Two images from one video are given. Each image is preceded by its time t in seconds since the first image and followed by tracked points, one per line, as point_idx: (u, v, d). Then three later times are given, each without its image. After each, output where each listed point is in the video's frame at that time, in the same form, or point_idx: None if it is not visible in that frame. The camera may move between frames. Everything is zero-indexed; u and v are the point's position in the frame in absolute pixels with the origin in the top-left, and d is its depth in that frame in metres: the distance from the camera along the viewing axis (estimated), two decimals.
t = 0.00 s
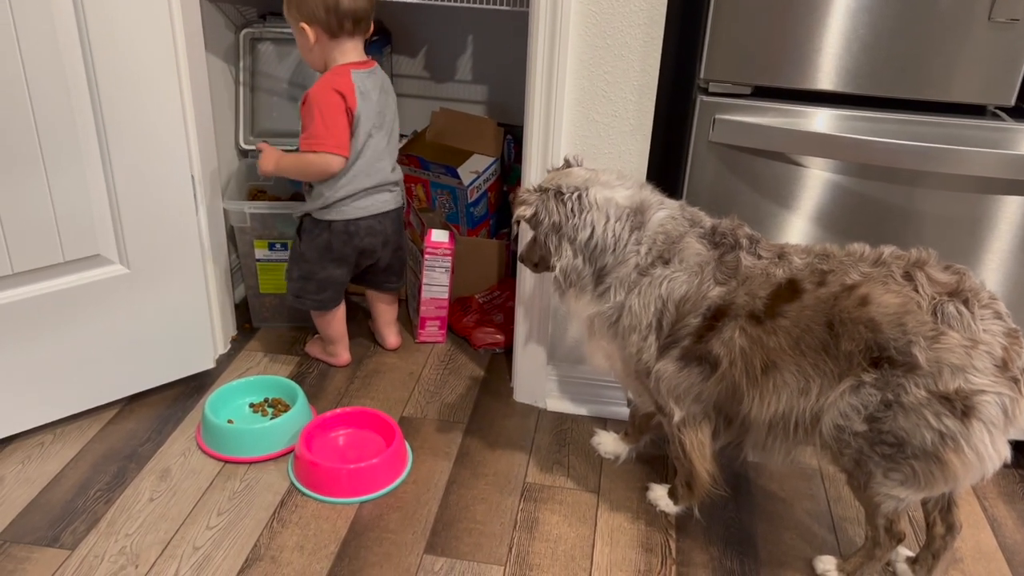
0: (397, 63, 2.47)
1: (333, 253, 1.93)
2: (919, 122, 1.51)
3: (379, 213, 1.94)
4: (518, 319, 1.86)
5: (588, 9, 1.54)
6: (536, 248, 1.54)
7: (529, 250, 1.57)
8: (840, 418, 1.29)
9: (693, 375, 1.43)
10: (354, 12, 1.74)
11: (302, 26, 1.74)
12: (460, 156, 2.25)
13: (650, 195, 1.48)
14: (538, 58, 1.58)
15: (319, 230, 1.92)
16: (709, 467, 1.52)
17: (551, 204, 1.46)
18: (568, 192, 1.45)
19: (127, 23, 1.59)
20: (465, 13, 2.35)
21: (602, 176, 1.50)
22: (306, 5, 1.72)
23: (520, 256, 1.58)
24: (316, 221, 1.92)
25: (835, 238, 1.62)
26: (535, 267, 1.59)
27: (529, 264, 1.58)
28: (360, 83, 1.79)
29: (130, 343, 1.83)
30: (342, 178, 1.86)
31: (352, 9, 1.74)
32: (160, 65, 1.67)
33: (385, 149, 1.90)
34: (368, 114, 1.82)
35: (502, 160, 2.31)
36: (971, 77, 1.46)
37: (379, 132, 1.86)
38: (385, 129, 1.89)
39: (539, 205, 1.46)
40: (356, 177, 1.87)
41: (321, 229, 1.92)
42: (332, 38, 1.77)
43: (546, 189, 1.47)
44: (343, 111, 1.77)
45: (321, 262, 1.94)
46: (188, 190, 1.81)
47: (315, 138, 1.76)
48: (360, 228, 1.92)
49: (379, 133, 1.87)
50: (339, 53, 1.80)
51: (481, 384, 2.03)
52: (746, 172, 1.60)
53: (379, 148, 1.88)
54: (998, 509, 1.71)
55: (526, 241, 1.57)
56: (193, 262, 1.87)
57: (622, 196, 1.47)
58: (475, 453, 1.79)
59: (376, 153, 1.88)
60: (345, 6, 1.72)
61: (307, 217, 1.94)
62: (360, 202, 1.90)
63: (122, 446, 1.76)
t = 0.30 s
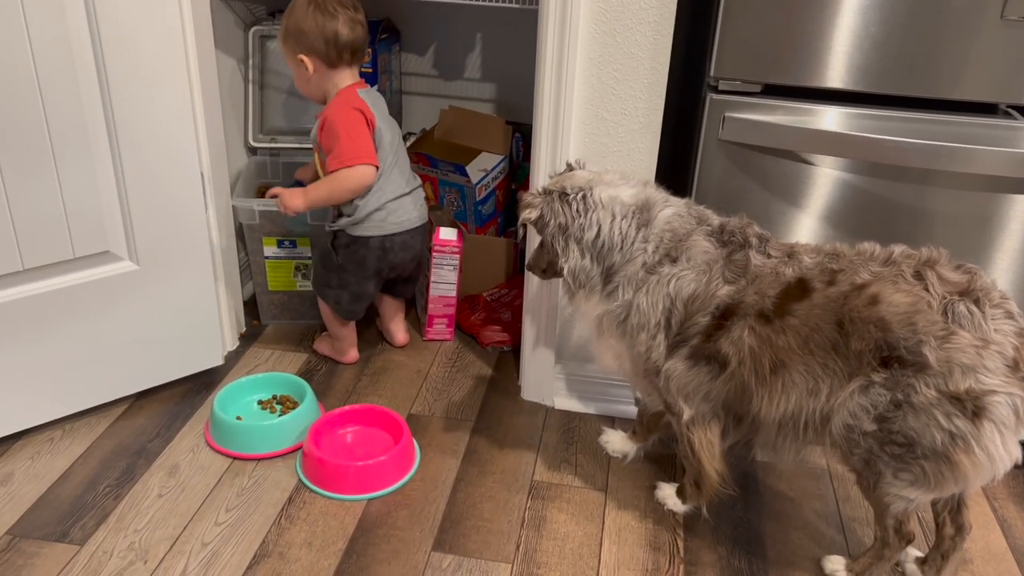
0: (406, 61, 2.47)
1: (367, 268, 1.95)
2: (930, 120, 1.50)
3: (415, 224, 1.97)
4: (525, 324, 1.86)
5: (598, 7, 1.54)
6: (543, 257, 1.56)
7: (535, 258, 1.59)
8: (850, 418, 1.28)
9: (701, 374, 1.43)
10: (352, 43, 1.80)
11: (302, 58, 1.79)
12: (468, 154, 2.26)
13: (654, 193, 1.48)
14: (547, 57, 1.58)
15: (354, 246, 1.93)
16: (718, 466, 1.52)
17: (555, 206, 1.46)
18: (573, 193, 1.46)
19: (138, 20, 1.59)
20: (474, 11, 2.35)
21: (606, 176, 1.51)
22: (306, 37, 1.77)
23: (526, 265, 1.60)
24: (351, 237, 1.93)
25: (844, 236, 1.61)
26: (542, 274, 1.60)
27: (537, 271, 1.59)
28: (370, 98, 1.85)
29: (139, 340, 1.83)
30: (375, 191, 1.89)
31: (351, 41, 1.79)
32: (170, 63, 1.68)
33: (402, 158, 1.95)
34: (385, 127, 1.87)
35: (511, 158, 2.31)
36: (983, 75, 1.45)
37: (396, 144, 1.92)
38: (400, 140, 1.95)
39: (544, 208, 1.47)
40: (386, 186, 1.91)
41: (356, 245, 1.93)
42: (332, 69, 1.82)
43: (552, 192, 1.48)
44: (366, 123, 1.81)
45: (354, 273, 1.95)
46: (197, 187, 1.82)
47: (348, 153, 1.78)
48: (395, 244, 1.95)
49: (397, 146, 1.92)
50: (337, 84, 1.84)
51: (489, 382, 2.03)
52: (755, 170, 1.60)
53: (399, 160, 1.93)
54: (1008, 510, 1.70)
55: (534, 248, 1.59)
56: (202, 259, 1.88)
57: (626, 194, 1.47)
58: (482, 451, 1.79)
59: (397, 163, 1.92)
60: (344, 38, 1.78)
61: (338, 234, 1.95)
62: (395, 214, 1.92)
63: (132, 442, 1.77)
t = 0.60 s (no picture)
0: (414, 59, 2.48)
1: (382, 271, 1.96)
2: (939, 119, 1.50)
3: (433, 226, 1.96)
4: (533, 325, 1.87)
5: (607, 4, 1.54)
6: (546, 251, 1.55)
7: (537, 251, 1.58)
8: (857, 417, 1.28)
9: (710, 372, 1.43)
10: (354, 58, 1.81)
11: (305, 75, 1.81)
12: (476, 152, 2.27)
13: (663, 192, 1.48)
14: (556, 55, 1.59)
15: (372, 249, 1.93)
16: (726, 464, 1.52)
17: (567, 205, 1.45)
18: (584, 192, 1.45)
19: (149, 18, 1.60)
20: (482, 9, 2.36)
21: (617, 176, 1.51)
22: (307, 55, 1.78)
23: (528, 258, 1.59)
24: (369, 241, 1.93)
25: (852, 235, 1.61)
26: (544, 270, 1.59)
27: (539, 266, 1.58)
28: (374, 104, 1.85)
29: (148, 337, 1.84)
30: (391, 195, 1.89)
31: (352, 56, 1.80)
32: (180, 60, 1.68)
33: (412, 159, 1.94)
34: (393, 131, 1.88)
35: (518, 157, 2.32)
36: (992, 73, 1.45)
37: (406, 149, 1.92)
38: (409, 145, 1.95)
39: (556, 205, 1.46)
40: (400, 189, 1.90)
41: (374, 248, 1.93)
42: (335, 84, 1.83)
43: (562, 189, 1.47)
44: (370, 125, 1.80)
45: (369, 274, 1.96)
46: (206, 184, 1.82)
47: (356, 156, 1.77)
48: (413, 248, 1.95)
49: (407, 150, 1.92)
50: (340, 98, 1.86)
51: (496, 379, 2.03)
52: (763, 168, 1.60)
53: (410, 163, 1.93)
54: (1016, 510, 1.70)
55: (536, 244, 1.58)
56: (212, 256, 1.88)
57: (636, 194, 1.47)
58: (490, 448, 1.79)
59: (409, 167, 1.92)
60: (345, 53, 1.79)
61: (355, 238, 1.95)
62: (412, 217, 1.92)
63: (141, 437, 1.78)
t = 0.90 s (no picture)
0: (421, 56, 2.48)
1: (398, 265, 1.97)
2: (948, 114, 1.49)
3: (447, 219, 1.98)
4: (540, 322, 1.88)
5: None
6: (552, 245, 1.53)
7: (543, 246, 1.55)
8: (865, 411, 1.28)
9: (717, 367, 1.43)
10: (369, 49, 1.81)
11: (320, 65, 1.81)
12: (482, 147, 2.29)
13: (671, 188, 1.48)
14: (565, 51, 1.59)
15: (387, 243, 1.94)
16: (734, 459, 1.52)
17: (575, 201, 1.46)
18: (593, 188, 1.46)
19: (158, 14, 1.60)
20: (489, 6, 2.36)
21: (625, 172, 1.50)
22: (324, 46, 1.78)
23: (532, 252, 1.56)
24: (383, 235, 1.94)
25: (860, 231, 1.61)
26: (549, 265, 1.57)
27: (545, 260, 1.55)
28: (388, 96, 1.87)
29: (156, 332, 1.85)
30: (405, 188, 1.90)
31: (367, 47, 1.81)
32: (189, 56, 1.69)
33: (425, 152, 1.96)
34: (406, 124, 1.90)
35: (524, 154, 2.31)
36: (1000, 69, 1.45)
37: (420, 142, 1.94)
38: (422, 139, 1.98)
39: (564, 202, 1.46)
40: (413, 182, 1.91)
41: (389, 242, 1.94)
42: (350, 74, 1.84)
43: (570, 186, 1.47)
44: (386, 114, 1.82)
45: (383, 268, 1.97)
46: (215, 180, 1.83)
47: (373, 142, 1.78)
48: (427, 241, 1.96)
49: (420, 143, 1.94)
50: (354, 90, 1.86)
51: (503, 375, 2.04)
52: (771, 163, 1.60)
53: (424, 156, 1.95)
54: None
55: (541, 238, 1.55)
56: (219, 252, 1.89)
57: (644, 190, 1.47)
58: (497, 443, 1.79)
59: (423, 160, 1.94)
60: (362, 44, 1.79)
61: (369, 232, 1.96)
62: (426, 209, 1.93)
63: (149, 432, 1.78)
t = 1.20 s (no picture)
0: (426, 58, 2.49)
1: (404, 264, 1.98)
2: (951, 120, 1.50)
3: (451, 220, 1.99)
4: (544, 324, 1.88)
5: (620, 4, 1.54)
6: (556, 249, 1.52)
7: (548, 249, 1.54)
8: (868, 416, 1.29)
9: (721, 372, 1.44)
10: (375, 50, 1.82)
11: (327, 66, 1.81)
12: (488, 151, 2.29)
13: (676, 194, 1.48)
14: (569, 56, 1.59)
15: (393, 242, 1.95)
16: (737, 463, 1.52)
17: (580, 207, 1.46)
18: (599, 193, 1.46)
19: (165, 18, 1.61)
20: (494, 9, 2.37)
21: (632, 177, 1.51)
22: (330, 47, 1.79)
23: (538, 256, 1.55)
24: (389, 234, 1.94)
25: (864, 235, 1.61)
26: (552, 266, 1.56)
27: (548, 262, 1.55)
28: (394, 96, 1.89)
29: (163, 334, 1.86)
30: (409, 187, 1.91)
31: (374, 48, 1.82)
32: (195, 60, 1.69)
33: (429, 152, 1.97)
34: (411, 124, 1.91)
35: (530, 156, 2.32)
36: (1004, 75, 1.45)
37: (425, 142, 1.95)
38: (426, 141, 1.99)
39: (569, 207, 1.46)
40: (418, 181, 1.92)
41: (395, 241, 1.94)
42: (356, 75, 1.84)
43: (575, 191, 1.48)
44: (394, 111, 1.83)
45: (387, 270, 1.98)
46: (221, 184, 1.84)
47: (380, 138, 1.79)
48: (432, 240, 1.97)
49: (425, 143, 1.96)
50: (360, 90, 1.87)
51: (508, 378, 2.04)
52: (774, 168, 1.60)
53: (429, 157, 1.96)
54: None
55: (544, 241, 1.54)
56: (225, 254, 1.90)
57: (649, 196, 1.47)
58: (502, 446, 1.80)
59: (428, 160, 1.95)
60: (368, 45, 1.80)
61: (374, 234, 1.96)
62: (430, 208, 1.94)
63: (156, 434, 1.80)
